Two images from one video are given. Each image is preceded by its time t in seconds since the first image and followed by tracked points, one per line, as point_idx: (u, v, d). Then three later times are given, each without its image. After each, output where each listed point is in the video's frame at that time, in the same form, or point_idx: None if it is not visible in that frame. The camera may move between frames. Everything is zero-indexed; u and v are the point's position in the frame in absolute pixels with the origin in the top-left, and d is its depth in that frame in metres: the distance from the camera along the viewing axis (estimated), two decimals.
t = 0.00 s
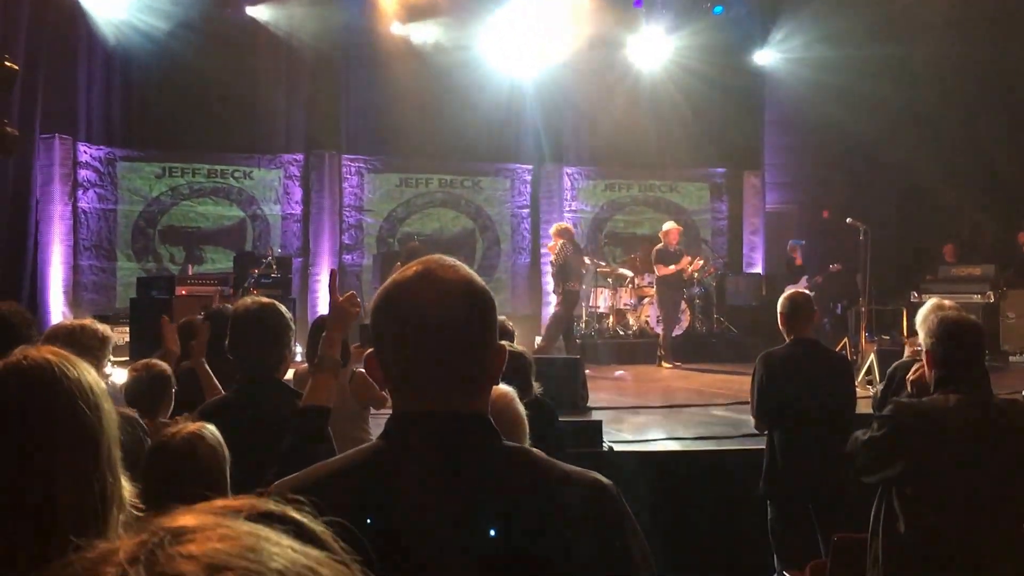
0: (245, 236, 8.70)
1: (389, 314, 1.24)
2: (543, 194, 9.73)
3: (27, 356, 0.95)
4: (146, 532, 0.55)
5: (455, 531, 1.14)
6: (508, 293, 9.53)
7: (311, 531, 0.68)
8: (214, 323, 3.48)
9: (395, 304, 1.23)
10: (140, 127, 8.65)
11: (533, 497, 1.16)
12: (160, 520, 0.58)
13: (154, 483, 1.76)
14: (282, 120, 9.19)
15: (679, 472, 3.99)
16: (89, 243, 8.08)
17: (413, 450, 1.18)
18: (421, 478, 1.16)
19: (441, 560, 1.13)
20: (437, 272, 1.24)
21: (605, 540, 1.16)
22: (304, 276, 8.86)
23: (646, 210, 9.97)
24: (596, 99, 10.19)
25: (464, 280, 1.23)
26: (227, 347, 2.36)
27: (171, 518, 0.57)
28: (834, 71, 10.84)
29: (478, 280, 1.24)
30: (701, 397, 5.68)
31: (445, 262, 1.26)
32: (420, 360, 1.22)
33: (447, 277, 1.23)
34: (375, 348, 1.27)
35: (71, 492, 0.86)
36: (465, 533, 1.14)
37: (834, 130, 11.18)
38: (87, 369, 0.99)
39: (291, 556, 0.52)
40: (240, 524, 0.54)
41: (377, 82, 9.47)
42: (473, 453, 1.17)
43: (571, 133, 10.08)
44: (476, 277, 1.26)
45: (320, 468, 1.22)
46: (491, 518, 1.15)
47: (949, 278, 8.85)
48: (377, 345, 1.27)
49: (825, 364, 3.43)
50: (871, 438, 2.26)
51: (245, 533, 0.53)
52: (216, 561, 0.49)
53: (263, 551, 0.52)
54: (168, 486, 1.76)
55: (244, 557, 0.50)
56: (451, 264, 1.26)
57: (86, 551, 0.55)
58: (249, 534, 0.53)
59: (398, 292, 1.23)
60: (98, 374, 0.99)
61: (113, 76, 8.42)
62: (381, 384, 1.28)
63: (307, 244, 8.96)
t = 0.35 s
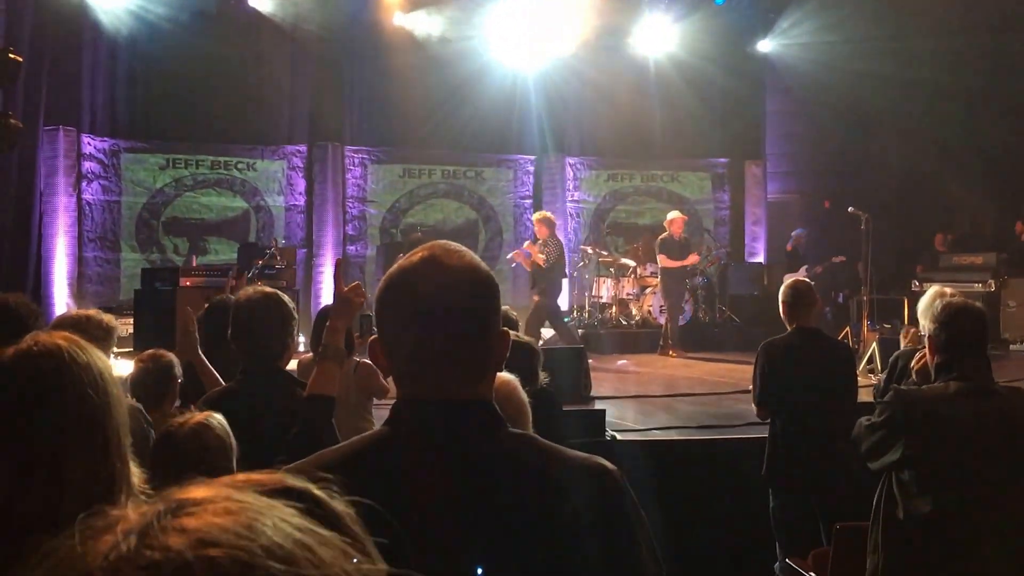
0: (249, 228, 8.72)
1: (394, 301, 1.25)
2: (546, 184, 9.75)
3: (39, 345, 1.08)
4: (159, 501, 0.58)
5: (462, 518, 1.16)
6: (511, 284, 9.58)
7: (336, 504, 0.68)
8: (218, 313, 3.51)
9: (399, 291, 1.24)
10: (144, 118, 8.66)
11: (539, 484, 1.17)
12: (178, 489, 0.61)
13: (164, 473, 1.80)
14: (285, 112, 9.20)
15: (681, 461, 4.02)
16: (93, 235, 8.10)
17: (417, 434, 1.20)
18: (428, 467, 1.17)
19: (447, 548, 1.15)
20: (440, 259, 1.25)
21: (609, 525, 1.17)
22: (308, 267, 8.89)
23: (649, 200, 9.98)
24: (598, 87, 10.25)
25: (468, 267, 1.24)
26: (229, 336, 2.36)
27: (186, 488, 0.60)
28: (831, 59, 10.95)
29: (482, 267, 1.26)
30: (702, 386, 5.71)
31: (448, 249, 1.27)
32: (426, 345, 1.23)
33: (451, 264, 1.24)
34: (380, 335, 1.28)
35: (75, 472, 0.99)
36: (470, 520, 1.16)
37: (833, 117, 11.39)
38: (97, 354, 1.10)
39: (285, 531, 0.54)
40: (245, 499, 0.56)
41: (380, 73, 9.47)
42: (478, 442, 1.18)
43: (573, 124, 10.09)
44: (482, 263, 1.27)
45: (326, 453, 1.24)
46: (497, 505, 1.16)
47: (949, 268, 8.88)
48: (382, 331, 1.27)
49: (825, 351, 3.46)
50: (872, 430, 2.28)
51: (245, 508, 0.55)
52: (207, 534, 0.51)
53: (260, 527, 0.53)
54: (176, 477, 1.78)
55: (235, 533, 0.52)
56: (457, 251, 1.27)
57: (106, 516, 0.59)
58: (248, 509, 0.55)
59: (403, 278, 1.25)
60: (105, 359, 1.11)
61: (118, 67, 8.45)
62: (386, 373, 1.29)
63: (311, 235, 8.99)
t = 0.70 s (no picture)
0: (253, 221, 8.74)
1: (397, 293, 1.25)
2: (549, 176, 9.75)
3: (42, 333, 1.23)
4: (168, 487, 0.56)
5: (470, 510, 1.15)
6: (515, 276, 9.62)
7: (350, 494, 0.67)
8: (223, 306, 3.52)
9: (401, 283, 1.25)
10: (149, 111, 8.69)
11: (541, 474, 1.18)
12: (189, 476, 0.59)
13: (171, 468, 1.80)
14: (289, 106, 9.21)
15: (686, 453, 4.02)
16: (98, 229, 8.14)
17: (419, 425, 1.19)
18: (430, 455, 1.17)
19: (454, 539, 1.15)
20: (442, 250, 1.26)
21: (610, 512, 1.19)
22: (313, 261, 8.91)
23: (653, 192, 9.94)
24: (602, 79, 10.22)
25: (471, 257, 1.26)
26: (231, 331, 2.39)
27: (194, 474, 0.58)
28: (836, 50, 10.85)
29: (483, 257, 1.27)
30: (706, 378, 5.73)
31: (450, 240, 1.28)
32: (430, 337, 1.23)
33: (454, 254, 1.25)
34: (383, 328, 1.29)
35: (78, 437, 1.13)
36: (476, 511, 1.15)
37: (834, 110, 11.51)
38: (98, 343, 1.26)
39: (289, 526, 0.52)
40: (255, 489, 0.54)
41: (383, 67, 9.45)
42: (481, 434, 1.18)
43: (577, 116, 10.09)
44: (486, 256, 1.28)
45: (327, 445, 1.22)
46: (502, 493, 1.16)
47: (951, 259, 8.88)
48: (385, 325, 1.28)
49: (826, 342, 3.48)
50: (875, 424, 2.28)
51: (250, 499, 0.53)
52: (204, 525, 0.49)
53: (261, 520, 0.51)
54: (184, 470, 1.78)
55: (234, 527, 0.50)
56: (460, 242, 1.28)
57: (114, 500, 0.56)
58: (254, 505, 0.52)
59: (407, 271, 1.25)
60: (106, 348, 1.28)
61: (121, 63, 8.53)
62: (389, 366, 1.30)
63: (315, 228, 9.01)
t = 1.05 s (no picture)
0: (257, 219, 8.75)
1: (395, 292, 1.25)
2: (553, 173, 9.75)
3: (44, 330, 1.24)
4: (186, 482, 0.56)
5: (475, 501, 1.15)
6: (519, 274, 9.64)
7: (370, 489, 0.67)
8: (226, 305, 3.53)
9: (397, 282, 1.25)
10: (154, 110, 8.67)
11: (546, 471, 1.18)
12: (207, 470, 0.60)
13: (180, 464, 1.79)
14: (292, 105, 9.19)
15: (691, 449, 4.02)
16: (103, 228, 8.16)
17: (425, 422, 1.19)
18: (436, 453, 1.17)
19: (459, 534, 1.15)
20: (438, 245, 1.27)
21: (616, 510, 1.20)
22: (317, 259, 8.92)
23: (656, 188, 9.95)
24: (605, 76, 10.19)
25: (466, 251, 1.26)
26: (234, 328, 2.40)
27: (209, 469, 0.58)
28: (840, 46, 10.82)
29: (478, 252, 1.28)
30: (710, 375, 5.73)
31: (445, 236, 1.29)
32: (428, 330, 1.24)
33: (450, 249, 1.26)
34: (380, 328, 1.28)
35: (81, 433, 1.14)
36: (480, 507, 1.16)
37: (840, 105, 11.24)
38: (101, 340, 1.28)
39: (297, 521, 0.52)
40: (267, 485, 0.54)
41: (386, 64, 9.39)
42: (486, 430, 1.18)
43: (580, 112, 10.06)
44: (481, 250, 1.29)
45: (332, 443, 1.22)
46: (507, 489, 1.16)
47: (955, 255, 8.87)
48: (383, 320, 1.28)
49: (830, 338, 3.48)
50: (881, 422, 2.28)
51: (260, 495, 0.53)
52: (210, 521, 0.49)
53: (270, 515, 0.51)
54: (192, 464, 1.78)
55: (242, 523, 0.50)
56: (456, 238, 1.29)
57: (131, 493, 0.57)
58: (264, 500, 0.52)
59: (405, 264, 1.26)
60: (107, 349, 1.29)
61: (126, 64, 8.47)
62: (388, 365, 1.29)
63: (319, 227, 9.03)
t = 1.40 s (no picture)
0: (262, 220, 8.75)
1: (392, 292, 1.23)
2: (557, 174, 9.76)
3: (50, 328, 1.25)
4: (169, 479, 0.55)
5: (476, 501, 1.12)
6: (524, 274, 9.64)
7: (357, 479, 0.66)
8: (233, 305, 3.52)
9: (394, 282, 1.22)
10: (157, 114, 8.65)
11: (547, 468, 1.16)
12: (189, 466, 0.58)
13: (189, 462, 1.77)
14: (296, 105, 9.21)
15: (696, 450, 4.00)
16: (107, 228, 8.22)
17: (425, 419, 1.17)
18: (437, 448, 1.14)
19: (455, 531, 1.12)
20: (435, 242, 1.25)
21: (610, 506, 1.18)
22: (322, 259, 8.94)
23: (661, 188, 9.97)
24: (608, 77, 10.17)
25: (464, 249, 1.24)
26: (238, 329, 2.39)
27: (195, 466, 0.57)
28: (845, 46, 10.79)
29: (477, 248, 1.26)
30: (715, 375, 5.73)
31: (442, 233, 1.28)
32: (427, 331, 1.21)
33: (447, 247, 1.24)
34: (376, 330, 1.26)
35: (85, 434, 1.15)
36: (477, 501, 1.13)
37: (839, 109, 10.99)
38: (107, 339, 1.28)
39: (287, 515, 0.51)
40: (255, 480, 0.53)
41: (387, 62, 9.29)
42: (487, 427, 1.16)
43: (584, 111, 10.06)
44: (479, 248, 1.28)
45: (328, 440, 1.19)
46: (507, 485, 1.14)
47: (962, 255, 8.84)
48: (379, 324, 1.25)
49: (834, 337, 3.46)
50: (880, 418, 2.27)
51: (249, 490, 0.52)
52: (199, 518, 0.48)
53: (258, 510, 0.50)
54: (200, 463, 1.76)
55: (230, 518, 0.49)
56: (453, 236, 1.27)
57: (115, 492, 0.56)
58: (252, 495, 0.52)
59: (399, 264, 1.23)
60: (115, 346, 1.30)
61: (128, 67, 8.49)
62: (385, 366, 1.27)
63: (323, 227, 9.05)
